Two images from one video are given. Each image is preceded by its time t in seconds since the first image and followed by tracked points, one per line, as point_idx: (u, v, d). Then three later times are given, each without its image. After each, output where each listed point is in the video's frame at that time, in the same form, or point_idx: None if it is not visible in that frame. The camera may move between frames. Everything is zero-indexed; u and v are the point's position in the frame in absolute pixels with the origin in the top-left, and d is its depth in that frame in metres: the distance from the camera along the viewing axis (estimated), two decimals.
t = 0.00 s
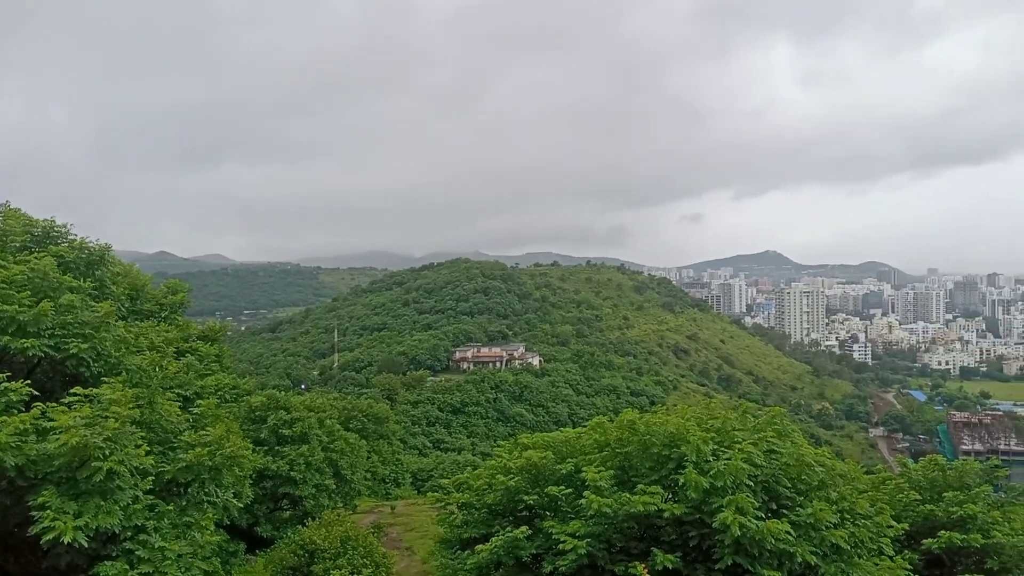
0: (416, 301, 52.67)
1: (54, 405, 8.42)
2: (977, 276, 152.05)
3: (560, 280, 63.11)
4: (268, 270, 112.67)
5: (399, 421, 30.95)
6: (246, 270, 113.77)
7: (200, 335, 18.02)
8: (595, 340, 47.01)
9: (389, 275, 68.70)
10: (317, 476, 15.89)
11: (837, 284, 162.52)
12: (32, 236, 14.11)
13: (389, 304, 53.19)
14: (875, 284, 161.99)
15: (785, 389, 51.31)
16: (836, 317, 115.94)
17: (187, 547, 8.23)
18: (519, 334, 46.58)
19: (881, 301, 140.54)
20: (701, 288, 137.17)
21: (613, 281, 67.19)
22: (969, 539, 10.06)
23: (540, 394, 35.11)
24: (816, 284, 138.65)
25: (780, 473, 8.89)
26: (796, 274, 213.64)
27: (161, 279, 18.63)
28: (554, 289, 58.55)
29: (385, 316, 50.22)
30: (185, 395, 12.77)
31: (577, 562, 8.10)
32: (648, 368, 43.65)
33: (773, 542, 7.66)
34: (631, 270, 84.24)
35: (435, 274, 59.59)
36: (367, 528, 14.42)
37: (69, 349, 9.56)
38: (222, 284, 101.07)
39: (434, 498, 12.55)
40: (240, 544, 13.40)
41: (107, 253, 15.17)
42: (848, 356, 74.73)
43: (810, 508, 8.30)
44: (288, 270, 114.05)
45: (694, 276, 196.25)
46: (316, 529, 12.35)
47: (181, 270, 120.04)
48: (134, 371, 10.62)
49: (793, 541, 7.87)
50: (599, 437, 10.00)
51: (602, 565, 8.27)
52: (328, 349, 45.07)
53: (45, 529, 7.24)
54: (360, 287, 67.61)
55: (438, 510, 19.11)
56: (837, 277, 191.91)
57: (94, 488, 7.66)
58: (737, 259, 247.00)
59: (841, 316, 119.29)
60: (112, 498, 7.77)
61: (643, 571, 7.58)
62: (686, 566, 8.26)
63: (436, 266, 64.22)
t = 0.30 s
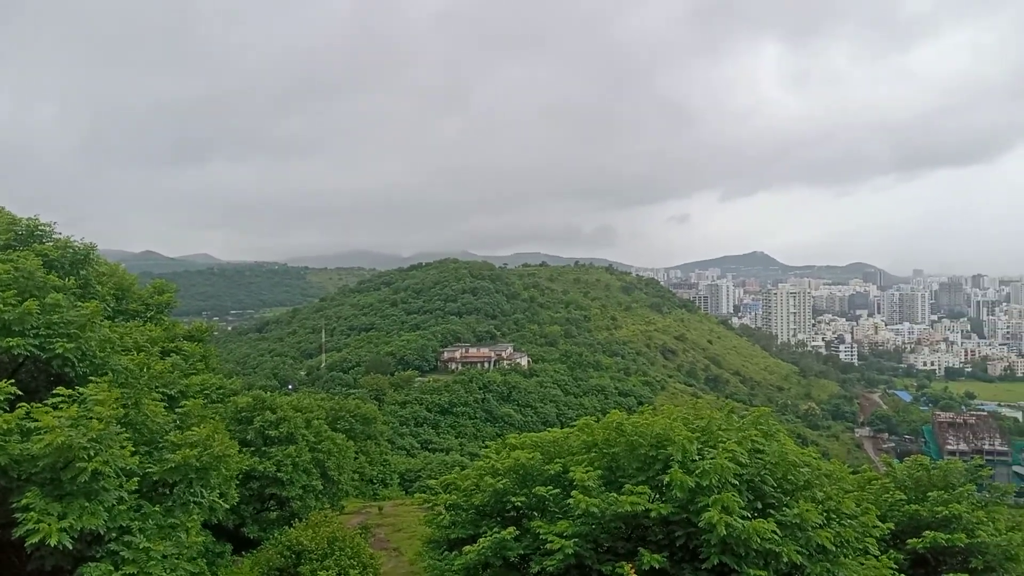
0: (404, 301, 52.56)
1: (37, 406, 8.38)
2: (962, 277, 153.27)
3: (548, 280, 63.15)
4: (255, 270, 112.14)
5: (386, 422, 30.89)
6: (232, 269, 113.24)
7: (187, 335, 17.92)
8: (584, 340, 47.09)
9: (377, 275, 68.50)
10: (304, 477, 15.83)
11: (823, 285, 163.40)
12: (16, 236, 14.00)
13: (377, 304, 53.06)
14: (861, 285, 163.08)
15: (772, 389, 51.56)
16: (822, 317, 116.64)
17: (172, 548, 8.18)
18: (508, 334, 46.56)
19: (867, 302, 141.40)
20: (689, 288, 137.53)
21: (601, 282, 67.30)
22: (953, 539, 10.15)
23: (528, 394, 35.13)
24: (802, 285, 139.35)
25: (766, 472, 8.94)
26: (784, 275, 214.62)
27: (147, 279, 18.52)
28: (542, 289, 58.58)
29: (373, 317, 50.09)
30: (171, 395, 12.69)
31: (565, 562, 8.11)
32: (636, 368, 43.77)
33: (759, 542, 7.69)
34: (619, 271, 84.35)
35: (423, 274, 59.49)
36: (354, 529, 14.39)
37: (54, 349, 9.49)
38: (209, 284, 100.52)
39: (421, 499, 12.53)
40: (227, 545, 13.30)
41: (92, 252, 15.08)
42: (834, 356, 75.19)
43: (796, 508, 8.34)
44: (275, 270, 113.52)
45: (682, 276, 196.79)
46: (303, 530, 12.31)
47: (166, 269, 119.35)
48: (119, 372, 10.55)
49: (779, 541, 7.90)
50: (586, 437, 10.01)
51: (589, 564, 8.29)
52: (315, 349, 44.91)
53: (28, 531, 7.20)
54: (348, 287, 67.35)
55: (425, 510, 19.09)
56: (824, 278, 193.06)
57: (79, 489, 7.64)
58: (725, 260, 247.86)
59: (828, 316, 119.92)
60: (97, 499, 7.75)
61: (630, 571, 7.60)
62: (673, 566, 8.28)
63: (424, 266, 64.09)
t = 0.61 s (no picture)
0: (386, 298, 52.41)
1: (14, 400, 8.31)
2: (940, 279, 155.22)
3: (531, 278, 63.22)
4: (236, 265, 111.40)
5: (368, 419, 30.84)
6: (213, 264, 112.36)
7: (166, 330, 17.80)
8: (566, 338, 47.22)
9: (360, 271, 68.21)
10: (284, 474, 15.76)
11: (804, 286, 164.84)
12: None
13: (359, 300, 52.87)
14: (841, 286, 164.65)
15: (752, 388, 51.97)
16: (802, 318, 117.60)
17: (150, 545, 8.12)
18: (491, 332, 46.55)
19: (846, 303, 142.76)
20: (672, 287, 138.14)
21: (584, 280, 67.46)
22: (929, 537, 10.30)
23: (510, 392, 35.17)
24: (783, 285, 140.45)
25: (745, 470, 9.00)
26: (767, 275, 216.13)
27: (126, 274, 18.40)
28: (525, 287, 58.62)
29: (355, 313, 49.90)
30: (149, 390, 12.60)
31: (545, 559, 8.13)
32: (618, 367, 43.97)
33: (737, 539, 7.74)
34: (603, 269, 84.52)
35: (406, 271, 59.35)
36: (334, 526, 14.36)
37: (30, 343, 9.40)
38: (189, 279, 99.72)
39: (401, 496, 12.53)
40: (206, 541, 13.22)
41: (70, 246, 15.00)
42: (814, 356, 75.84)
43: (775, 506, 8.40)
44: (256, 265, 112.81)
45: (665, 276, 197.74)
46: (282, 527, 12.27)
47: (145, 263, 118.23)
48: (97, 366, 10.45)
49: (757, 539, 7.96)
50: (567, 435, 10.03)
51: (569, 562, 8.32)
52: (296, 345, 44.68)
53: (2, 525, 7.14)
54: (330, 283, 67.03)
55: (406, 507, 19.08)
56: (805, 279, 194.75)
57: (55, 483, 7.60)
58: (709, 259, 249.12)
59: (808, 316, 120.99)
60: (73, 494, 7.70)
61: (609, 569, 7.63)
62: (652, 563, 8.30)
63: (408, 263, 63.90)
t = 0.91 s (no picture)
0: (377, 295, 52.30)
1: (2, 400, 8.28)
2: (929, 271, 156.21)
3: (522, 273, 63.18)
4: (225, 263, 110.91)
5: (360, 416, 30.83)
6: (202, 262, 111.86)
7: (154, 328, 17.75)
8: (558, 333, 47.28)
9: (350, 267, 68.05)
10: (276, 471, 15.73)
11: (794, 279, 165.45)
12: None
13: (350, 297, 52.72)
14: (830, 279, 165.33)
15: (742, 381, 52.19)
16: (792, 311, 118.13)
17: (142, 544, 8.11)
18: (482, 328, 46.53)
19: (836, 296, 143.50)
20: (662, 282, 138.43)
21: (575, 275, 67.49)
22: (919, 528, 10.40)
23: (502, 387, 35.17)
24: (774, 279, 140.93)
25: (736, 462, 9.04)
26: (757, 269, 217.00)
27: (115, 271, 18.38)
28: (516, 282, 58.58)
29: (346, 310, 49.78)
30: (139, 389, 12.54)
31: (537, 554, 8.16)
32: (609, 361, 44.07)
33: (729, 531, 7.78)
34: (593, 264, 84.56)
35: (396, 267, 59.25)
36: (327, 522, 14.37)
37: (18, 343, 9.36)
38: (178, 277, 99.20)
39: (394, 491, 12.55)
40: (198, 539, 13.19)
41: (57, 244, 15.09)
42: (804, 350, 76.16)
43: (765, 498, 8.45)
44: (245, 263, 112.31)
45: (655, 270, 198.04)
46: (275, 525, 12.28)
47: (133, 262, 117.56)
48: (86, 365, 10.41)
49: (749, 531, 8.00)
50: (559, 430, 10.06)
51: (561, 557, 8.36)
52: (287, 343, 44.58)
53: None
54: (321, 280, 66.82)
55: (398, 503, 19.10)
56: (795, 272, 195.45)
57: (44, 482, 7.60)
58: (700, 254, 249.65)
59: (798, 309, 121.47)
60: (64, 492, 7.70)
61: (601, 563, 7.65)
62: (645, 556, 8.33)
63: (398, 259, 63.77)
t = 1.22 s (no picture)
0: (368, 293, 52.18)
1: None
2: (918, 268, 157.16)
3: (513, 271, 63.15)
4: (215, 261, 110.45)
5: (351, 414, 30.80)
6: (191, 261, 111.34)
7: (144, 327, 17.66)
8: (549, 331, 47.31)
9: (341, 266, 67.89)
10: (267, 470, 15.69)
11: (784, 276, 166.05)
12: None
13: (341, 295, 52.57)
14: (821, 275, 165.98)
15: (733, 378, 52.37)
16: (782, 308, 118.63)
17: (133, 542, 8.07)
18: (474, 325, 46.49)
19: (825, 292, 144.13)
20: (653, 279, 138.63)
21: (567, 273, 67.51)
22: (909, 523, 10.48)
23: (494, 385, 35.17)
24: (764, 276, 141.35)
25: (728, 459, 9.08)
26: (747, 266, 217.79)
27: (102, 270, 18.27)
28: (507, 280, 58.55)
29: (337, 308, 49.65)
30: (130, 388, 12.49)
31: (529, 552, 8.18)
32: (600, 359, 44.14)
33: (720, 527, 7.80)
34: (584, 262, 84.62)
35: (388, 265, 59.11)
36: (318, 521, 14.37)
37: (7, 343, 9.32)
38: (167, 276, 98.70)
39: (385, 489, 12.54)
40: (190, 539, 13.16)
41: (46, 243, 15.02)
42: (794, 346, 76.48)
43: (756, 494, 8.49)
44: (235, 261, 111.87)
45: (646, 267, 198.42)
46: (266, 524, 12.27)
47: (122, 261, 116.91)
48: (76, 365, 10.36)
49: (740, 527, 8.04)
50: (552, 427, 10.07)
51: (553, 554, 8.38)
52: (278, 341, 44.43)
53: None
54: (311, 278, 66.59)
55: (390, 502, 19.10)
56: (786, 269, 196.22)
57: (36, 482, 7.57)
58: (690, 251, 250.12)
59: (788, 306, 121.96)
60: (55, 492, 7.67)
61: (593, 559, 7.67)
62: (637, 553, 8.35)
63: (389, 257, 63.62)
